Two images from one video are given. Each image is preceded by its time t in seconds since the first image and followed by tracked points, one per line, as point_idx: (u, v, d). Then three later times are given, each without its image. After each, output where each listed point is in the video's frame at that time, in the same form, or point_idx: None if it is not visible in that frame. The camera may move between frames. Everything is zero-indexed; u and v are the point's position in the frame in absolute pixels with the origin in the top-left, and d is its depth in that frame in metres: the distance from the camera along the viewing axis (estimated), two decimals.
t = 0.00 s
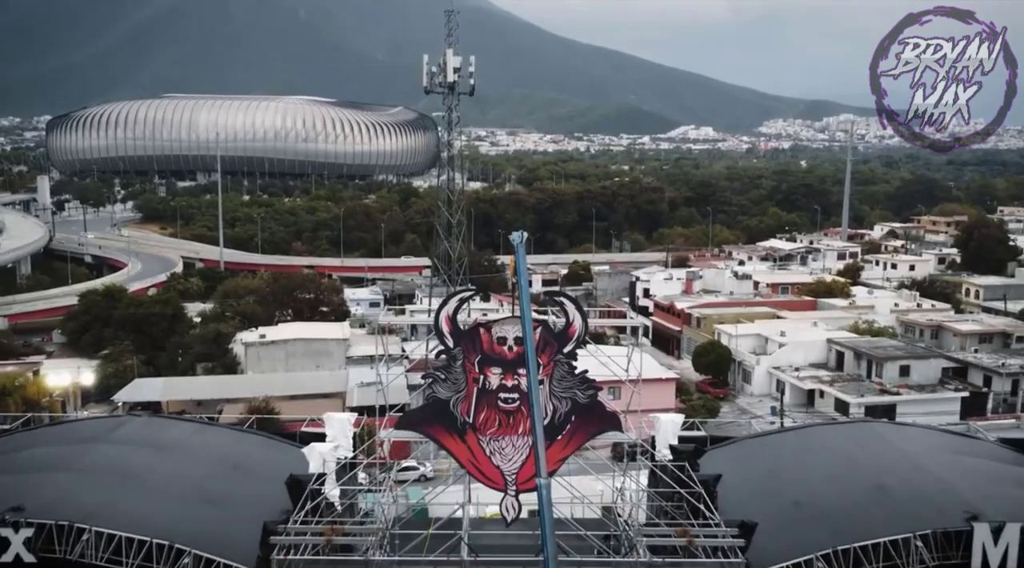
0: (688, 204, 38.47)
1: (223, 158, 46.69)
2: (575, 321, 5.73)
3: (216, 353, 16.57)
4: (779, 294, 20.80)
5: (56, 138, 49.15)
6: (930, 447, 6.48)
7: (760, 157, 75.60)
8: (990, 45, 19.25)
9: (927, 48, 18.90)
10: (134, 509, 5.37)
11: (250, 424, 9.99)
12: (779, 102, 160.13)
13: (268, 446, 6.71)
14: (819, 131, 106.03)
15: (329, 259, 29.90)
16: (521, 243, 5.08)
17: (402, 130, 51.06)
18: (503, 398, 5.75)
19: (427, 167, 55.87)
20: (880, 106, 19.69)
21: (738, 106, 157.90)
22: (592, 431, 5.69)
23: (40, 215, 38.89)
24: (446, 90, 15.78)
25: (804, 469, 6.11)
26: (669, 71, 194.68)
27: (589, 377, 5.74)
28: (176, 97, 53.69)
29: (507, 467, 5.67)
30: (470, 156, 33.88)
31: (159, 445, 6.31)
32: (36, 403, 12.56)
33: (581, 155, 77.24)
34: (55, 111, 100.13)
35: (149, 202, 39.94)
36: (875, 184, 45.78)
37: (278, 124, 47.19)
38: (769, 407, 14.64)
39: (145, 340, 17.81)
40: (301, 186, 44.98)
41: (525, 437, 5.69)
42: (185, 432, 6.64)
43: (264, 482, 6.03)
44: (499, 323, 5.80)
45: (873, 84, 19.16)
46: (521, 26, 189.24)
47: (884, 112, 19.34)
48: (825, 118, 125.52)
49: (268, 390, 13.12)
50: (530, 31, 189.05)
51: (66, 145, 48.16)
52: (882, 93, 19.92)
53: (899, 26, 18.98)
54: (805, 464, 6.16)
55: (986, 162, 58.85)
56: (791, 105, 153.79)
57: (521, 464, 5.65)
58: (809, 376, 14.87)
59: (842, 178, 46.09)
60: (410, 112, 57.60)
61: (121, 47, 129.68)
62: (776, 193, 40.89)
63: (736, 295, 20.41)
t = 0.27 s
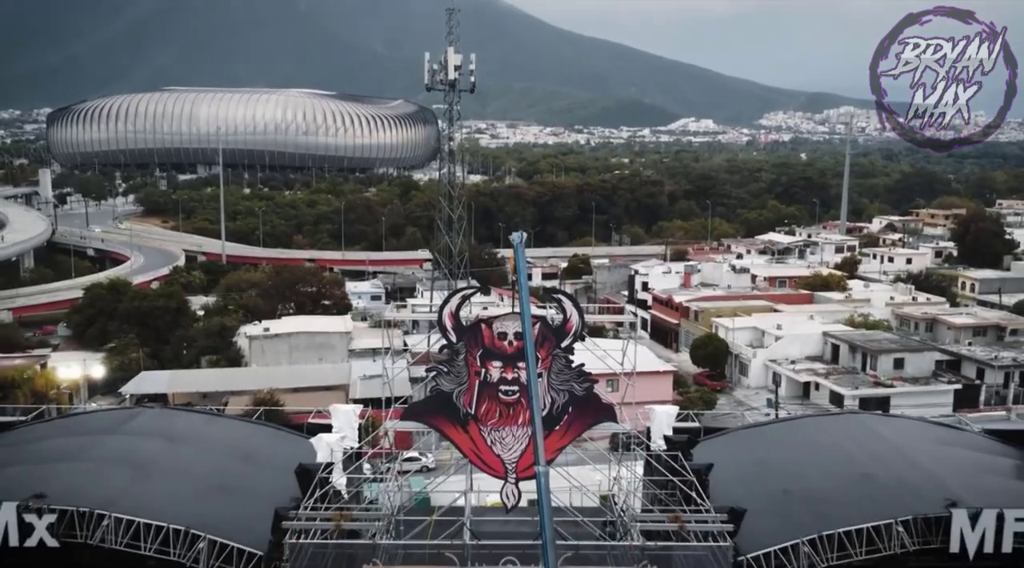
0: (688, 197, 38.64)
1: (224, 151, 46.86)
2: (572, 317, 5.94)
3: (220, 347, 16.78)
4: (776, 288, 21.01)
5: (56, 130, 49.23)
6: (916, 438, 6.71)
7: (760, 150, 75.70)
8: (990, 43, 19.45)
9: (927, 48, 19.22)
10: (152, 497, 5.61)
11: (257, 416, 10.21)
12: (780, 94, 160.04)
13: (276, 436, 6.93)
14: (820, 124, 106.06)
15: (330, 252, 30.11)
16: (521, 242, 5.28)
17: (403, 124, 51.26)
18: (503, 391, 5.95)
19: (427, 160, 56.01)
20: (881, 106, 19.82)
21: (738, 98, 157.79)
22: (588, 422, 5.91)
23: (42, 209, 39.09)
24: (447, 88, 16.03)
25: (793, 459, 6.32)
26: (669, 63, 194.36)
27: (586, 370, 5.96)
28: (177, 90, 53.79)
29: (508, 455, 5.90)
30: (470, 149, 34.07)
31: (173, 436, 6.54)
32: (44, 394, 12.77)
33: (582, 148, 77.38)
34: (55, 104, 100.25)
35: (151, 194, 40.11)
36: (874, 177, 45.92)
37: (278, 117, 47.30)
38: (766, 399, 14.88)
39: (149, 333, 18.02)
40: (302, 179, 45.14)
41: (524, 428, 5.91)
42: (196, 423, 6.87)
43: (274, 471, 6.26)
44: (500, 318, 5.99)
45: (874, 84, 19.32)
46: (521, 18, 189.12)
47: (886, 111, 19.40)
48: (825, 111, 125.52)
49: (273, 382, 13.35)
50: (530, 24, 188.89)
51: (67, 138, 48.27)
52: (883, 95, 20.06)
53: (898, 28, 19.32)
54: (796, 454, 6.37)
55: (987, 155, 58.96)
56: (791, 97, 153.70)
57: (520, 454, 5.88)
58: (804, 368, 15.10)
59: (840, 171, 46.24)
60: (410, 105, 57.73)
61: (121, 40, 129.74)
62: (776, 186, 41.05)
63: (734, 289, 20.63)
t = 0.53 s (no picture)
0: (688, 188, 38.86)
1: (226, 143, 47.11)
2: (569, 311, 6.23)
3: (225, 338, 17.07)
4: (772, 280, 21.29)
5: (57, 122, 49.43)
6: (900, 427, 7.00)
7: (760, 141, 75.81)
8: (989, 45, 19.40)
9: (927, 48, 19.04)
10: (171, 481, 5.89)
11: (266, 405, 10.51)
12: (780, 84, 159.91)
13: (286, 425, 7.24)
14: (821, 115, 106.22)
15: (332, 244, 30.40)
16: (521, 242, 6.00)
17: (403, 115, 51.54)
18: (504, 381, 6.22)
19: (427, 152, 56.22)
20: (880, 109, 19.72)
21: (738, 88, 157.74)
22: (584, 411, 6.20)
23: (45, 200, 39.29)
24: (448, 85, 16.29)
25: (781, 447, 6.60)
26: (670, 54, 194.11)
27: (582, 362, 6.24)
28: (178, 81, 53.94)
29: (508, 442, 6.19)
30: (471, 141, 34.28)
31: (190, 425, 6.86)
32: (54, 385, 13.05)
33: (582, 139, 77.55)
34: (56, 95, 100.21)
35: (153, 186, 40.32)
36: (874, 168, 46.11)
37: (279, 109, 47.47)
38: (761, 390, 15.18)
39: (155, 325, 18.30)
40: (303, 171, 45.39)
41: (523, 416, 6.19)
42: (211, 413, 7.19)
43: (285, 459, 6.56)
44: (501, 312, 6.24)
45: (873, 84, 19.22)
46: (521, 9, 188.85)
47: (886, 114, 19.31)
48: (825, 102, 125.55)
49: (278, 373, 13.64)
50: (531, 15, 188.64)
51: (68, 130, 48.39)
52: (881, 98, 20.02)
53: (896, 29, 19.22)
54: (782, 443, 6.65)
55: (987, 146, 59.08)
56: (791, 88, 153.61)
57: (519, 440, 6.17)
58: (799, 359, 15.40)
59: (840, 162, 46.41)
60: (410, 96, 57.90)
61: (121, 30, 129.68)
62: (776, 177, 41.25)
63: (731, 281, 20.93)
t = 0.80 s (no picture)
0: (687, 180, 39.11)
1: (226, 135, 47.30)
2: (565, 305, 6.48)
3: (230, 330, 17.31)
4: (769, 273, 21.55)
5: (58, 115, 49.56)
6: (886, 416, 7.27)
7: (759, 133, 75.97)
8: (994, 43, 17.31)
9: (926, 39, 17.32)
10: (187, 466, 6.19)
11: (272, 396, 10.77)
12: (782, 76, 159.98)
13: (295, 414, 7.52)
14: (821, 106, 106.33)
15: (333, 236, 30.63)
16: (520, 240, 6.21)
17: (404, 108, 51.74)
18: (504, 371, 6.48)
19: (427, 145, 56.42)
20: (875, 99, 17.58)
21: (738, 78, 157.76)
22: (580, 400, 6.47)
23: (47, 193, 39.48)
24: (449, 81, 16.48)
25: (772, 435, 6.87)
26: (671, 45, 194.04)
27: (579, 353, 6.50)
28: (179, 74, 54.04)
29: (509, 430, 6.46)
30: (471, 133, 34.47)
31: (204, 415, 7.16)
32: (63, 375, 13.29)
33: (583, 131, 77.80)
34: (56, 86, 100.17)
35: (155, 179, 40.52)
36: (874, 160, 46.31)
37: (279, 101, 47.55)
38: (757, 381, 15.45)
39: (161, 317, 18.54)
40: (304, 163, 45.61)
41: (523, 405, 6.46)
42: (223, 402, 7.47)
43: (295, 446, 6.86)
44: (502, 306, 6.49)
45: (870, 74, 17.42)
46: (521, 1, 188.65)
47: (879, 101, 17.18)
48: (826, 93, 125.65)
49: (282, 364, 13.90)
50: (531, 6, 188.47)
51: (69, 122, 48.51)
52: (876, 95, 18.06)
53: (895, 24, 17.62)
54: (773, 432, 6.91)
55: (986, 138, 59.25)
56: (792, 79, 153.64)
57: (519, 429, 6.45)
58: (794, 351, 15.66)
59: (839, 154, 46.62)
60: (410, 88, 58.07)
61: (121, 22, 129.55)
62: (775, 169, 41.46)
63: (728, 273, 21.18)
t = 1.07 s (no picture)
0: (686, 173, 39.29)
1: (227, 128, 47.41)
2: (563, 299, 6.69)
3: (234, 323, 17.55)
4: (767, 266, 21.77)
5: (58, 108, 49.61)
6: (874, 405, 7.51)
7: (759, 126, 76.14)
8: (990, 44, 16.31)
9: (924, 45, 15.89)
10: (200, 453, 6.43)
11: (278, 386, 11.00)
12: (782, 68, 159.91)
13: (302, 405, 7.79)
14: (821, 98, 106.40)
15: (335, 230, 30.85)
16: (520, 235, 6.40)
17: (404, 101, 51.93)
18: (505, 362, 6.71)
19: (427, 137, 56.56)
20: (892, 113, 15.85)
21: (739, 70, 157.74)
22: (576, 389, 6.72)
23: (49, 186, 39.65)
24: (450, 76, 16.62)
25: (763, 425, 7.11)
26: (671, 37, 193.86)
27: (576, 345, 6.73)
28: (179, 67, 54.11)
29: (509, 418, 6.70)
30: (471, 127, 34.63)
31: (215, 404, 7.41)
32: (70, 367, 13.54)
33: (583, 124, 77.95)
34: (55, 79, 100.11)
35: (156, 172, 40.68)
36: (874, 152, 46.44)
37: (279, 95, 47.65)
38: (753, 372, 15.69)
39: (165, 310, 18.75)
40: (304, 156, 45.80)
41: (522, 394, 6.70)
42: (232, 393, 7.73)
43: (303, 436, 7.13)
44: (502, 300, 6.72)
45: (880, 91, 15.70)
46: None
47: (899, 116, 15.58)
48: (826, 86, 125.67)
49: (286, 357, 14.14)
50: None
51: (69, 116, 48.55)
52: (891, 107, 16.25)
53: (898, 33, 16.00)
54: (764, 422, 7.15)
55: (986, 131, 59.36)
56: (793, 72, 153.57)
57: (518, 416, 6.69)
58: (790, 343, 15.89)
59: (838, 146, 46.77)
60: (410, 81, 58.20)
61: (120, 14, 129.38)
62: (775, 161, 41.62)
63: (726, 267, 21.40)
